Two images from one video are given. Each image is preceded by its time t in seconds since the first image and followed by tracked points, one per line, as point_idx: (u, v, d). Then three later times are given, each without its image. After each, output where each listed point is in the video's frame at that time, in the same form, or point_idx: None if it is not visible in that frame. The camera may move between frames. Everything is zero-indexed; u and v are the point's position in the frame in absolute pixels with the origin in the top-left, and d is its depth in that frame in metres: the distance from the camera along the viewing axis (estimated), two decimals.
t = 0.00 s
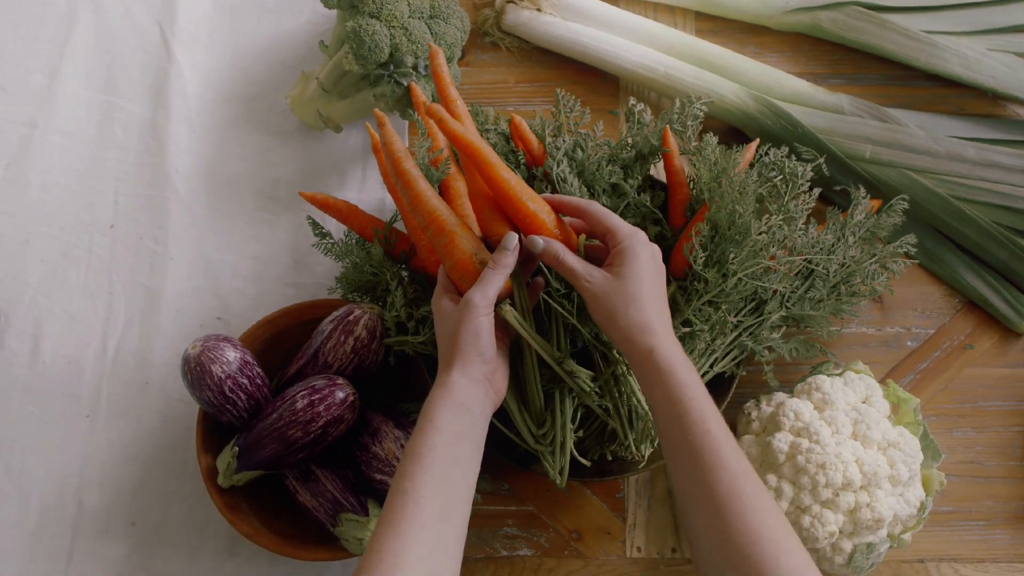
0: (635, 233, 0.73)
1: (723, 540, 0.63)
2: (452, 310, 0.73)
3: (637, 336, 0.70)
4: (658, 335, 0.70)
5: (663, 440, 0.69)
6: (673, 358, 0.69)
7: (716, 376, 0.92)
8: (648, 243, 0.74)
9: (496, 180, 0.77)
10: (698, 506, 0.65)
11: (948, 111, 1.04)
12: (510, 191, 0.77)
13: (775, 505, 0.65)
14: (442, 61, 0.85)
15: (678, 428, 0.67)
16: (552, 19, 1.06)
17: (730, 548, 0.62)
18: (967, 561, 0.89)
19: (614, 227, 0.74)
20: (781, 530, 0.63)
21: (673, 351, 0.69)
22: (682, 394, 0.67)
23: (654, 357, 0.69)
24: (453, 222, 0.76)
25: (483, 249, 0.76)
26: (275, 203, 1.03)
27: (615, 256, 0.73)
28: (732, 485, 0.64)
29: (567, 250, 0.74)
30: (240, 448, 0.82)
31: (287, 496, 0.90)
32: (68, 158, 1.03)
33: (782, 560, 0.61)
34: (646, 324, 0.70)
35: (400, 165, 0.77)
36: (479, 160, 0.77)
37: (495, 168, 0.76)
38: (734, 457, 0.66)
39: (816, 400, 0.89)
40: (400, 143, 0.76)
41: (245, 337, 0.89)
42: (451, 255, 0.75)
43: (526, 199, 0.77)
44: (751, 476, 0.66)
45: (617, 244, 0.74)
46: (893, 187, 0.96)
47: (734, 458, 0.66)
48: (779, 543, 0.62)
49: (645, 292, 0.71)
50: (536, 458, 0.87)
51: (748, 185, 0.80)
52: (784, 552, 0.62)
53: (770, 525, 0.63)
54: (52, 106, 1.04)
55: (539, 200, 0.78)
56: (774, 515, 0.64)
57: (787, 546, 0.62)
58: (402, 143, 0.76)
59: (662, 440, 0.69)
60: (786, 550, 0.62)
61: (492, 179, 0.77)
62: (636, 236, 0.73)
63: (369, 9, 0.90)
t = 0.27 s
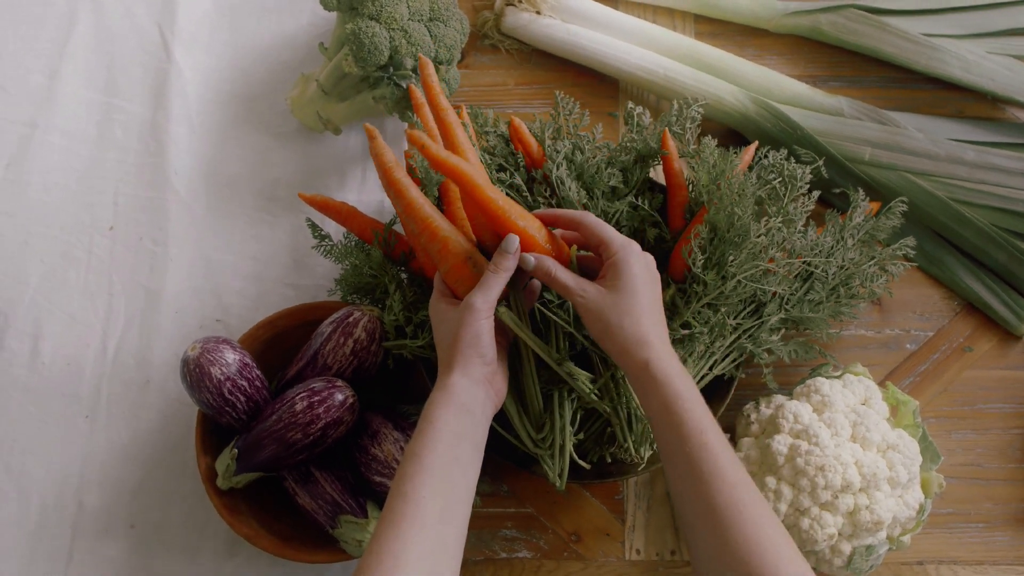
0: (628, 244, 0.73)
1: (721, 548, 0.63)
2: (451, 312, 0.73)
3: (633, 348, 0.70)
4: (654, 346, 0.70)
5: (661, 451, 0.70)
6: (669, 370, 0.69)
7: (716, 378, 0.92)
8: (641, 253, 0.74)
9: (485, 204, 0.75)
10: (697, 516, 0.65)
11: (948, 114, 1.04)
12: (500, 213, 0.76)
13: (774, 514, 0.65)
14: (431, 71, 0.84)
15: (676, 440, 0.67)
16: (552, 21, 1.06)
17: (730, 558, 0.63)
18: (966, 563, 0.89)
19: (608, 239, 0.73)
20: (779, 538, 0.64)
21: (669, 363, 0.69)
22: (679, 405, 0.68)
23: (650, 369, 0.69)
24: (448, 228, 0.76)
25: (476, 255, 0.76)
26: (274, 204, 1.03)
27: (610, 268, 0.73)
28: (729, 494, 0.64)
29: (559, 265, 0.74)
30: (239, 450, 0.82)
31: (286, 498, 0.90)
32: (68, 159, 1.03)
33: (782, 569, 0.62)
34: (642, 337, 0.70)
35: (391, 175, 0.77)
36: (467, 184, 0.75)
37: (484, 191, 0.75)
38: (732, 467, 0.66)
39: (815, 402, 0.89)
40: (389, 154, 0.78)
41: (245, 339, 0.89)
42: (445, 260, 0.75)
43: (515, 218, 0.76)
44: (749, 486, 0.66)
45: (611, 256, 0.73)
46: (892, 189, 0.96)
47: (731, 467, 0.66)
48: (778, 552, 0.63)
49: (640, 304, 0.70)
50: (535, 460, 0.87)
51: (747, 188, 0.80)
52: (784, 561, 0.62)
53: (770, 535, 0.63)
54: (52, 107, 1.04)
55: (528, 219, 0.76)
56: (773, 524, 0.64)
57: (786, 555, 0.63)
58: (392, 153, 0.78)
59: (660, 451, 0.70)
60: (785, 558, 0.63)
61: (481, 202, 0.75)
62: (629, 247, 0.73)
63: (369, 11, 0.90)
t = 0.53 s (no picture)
0: (622, 246, 0.73)
1: (720, 549, 0.63)
2: (454, 306, 0.73)
3: (629, 350, 0.70)
4: (651, 348, 0.70)
5: (659, 452, 0.70)
6: (666, 370, 0.69)
7: (713, 375, 0.92)
8: (636, 254, 0.74)
9: (476, 212, 0.76)
10: (695, 517, 0.65)
11: (945, 111, 1.04)
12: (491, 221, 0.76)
13: (772, 514, 0.65)
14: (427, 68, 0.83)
15: (673, 440, 0.68)
16: (549, 18, 1.06)
17: (729, 557, 0.62)
18: (963, 559, 0.89)
19: (603, 241, 0.73)
20: (778, 538, 0.64)
21: (666, 364, 0.70)
22: (675, 406, 0.68)
23: (647, 370, 0.69)
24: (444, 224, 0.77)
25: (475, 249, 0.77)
26: (272, 202, 1.03)
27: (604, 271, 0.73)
28: (727, 494, 0.64)
29: (552, 269, 0.74)
30: (236, 446, 0.82)
31: (283, 495, 0.90)
32: (66, 157, 1.03)
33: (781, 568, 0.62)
34: (638, 339, 0.70)
35: (388, 172, 0.78)
36: (457, 195, 0.75)
37: (473, 201, 0.75)
38: (729, 467, 0.67)
39: (812, 399, 0.89)
40: (385, 151, 0.78)
41: (242, 336, 0.89)
42: (444, 255, 0.75)
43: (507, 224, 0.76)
44: (747, 486, 0.66)
45: (605, 258, 0.73)
46: (889, 186, 0.96)
47: (729, 468, 0.66)
48: (777, 551, 0.62)
49: (636, 306, 0.71)
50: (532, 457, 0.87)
51: (744, 184, 0.80)
52: (783, 561, 0.62)
53: (768, 534, 0.63)
54: (49, 105, 1.04)
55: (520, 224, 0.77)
56: (771, 524, 0.64)
57: (785, 555, 0.63)
58: (389, 151, 0.78)
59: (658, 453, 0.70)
60: (783, 556, 0.62)
61: (472, 211, 0.76)
62: (624, 248, 0.73)
63: (366, 8, 0.90)
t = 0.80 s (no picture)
0: (605, 249, 0.73)
1: (716, 550, 0.63)
2: (453, 303, 0.73)
3: (620, 354, 0.70)
4: (642, 350, 0.70)
5: (655, 454, 0.70)
6: (659, 372, 0.69)
7: (706, 371, 0.92)
8: (622, 255, 0.74)
9: (456, 230, 0.73)
10: (690, 518, 0.65)
11: (938, 107, 1.04)
12: (477, 236, 0.73)
13: (768, 515, 0.65)
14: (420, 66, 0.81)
15: (668, 442, 0.68)
16: (541, 15, 1.06)
17: (724, 560, 0.62)
18: (956, 555, 0.89)
19: (584, 247, 0.73)
20: (774, 538, 0.63)
21: (658, 365, 0.69)
22: (669, 407, 0.68)
23: (638, 372, 0.69)
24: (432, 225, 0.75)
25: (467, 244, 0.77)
26: (264, 199, 1.03)
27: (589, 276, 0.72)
28: (722, 495, 0.64)
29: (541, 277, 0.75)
30: (229, 444, 0.82)
31: (276, 493, 0.90)
32: (57, 155, 1.02)
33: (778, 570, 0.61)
34: (627, 342, 0.70)
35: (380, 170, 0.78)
36: (435, 214, 0.72)
37: (453, 218, 0.72)
38: (725, 468, 0.66)
39: (805, 395, 0.89)
40: (378, 150, 0.79)
41: (234, 335, 0.89)
42: (438, 251, 0.76)
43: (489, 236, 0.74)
44: (742, 487, 0.66)
45: (590, 263, 0.73)
46: (882, 182, 0.96)
47: (724, 468, 0.66)
48: (773, 552, 0.62)
49: (624, 309, 0.70)
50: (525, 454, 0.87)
51: (737, 180, 0.80)
52: (779, 562, 0.62)
53: (764, 535, 0.63)
54: (40, 103, 1.04)
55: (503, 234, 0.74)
56: (767, 525, 0.64)
57: (781, 556, 0.62)
58: (380, 149, 0.79)
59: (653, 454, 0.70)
60: (779, 557, 0.62)
61: (453, 228, 0.73)
62: (608, 250, 0.73)
63: (358, 5, 0.90)
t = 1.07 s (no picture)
0: (596, 246, 0.71)
1: (717, 548, 0.63)
2: (445, 304, 0.72)
3: (621, 352, 0.70)
4: (645, 347, 0.69)
5: (658, 451, 0.70)
6: (663, 369, 0.69)
7: (700, 370, 0.92)
8: (614, 252, 0.73)
9: (447, 233, 0.73)
10: (692, 516, 0.65)
11: (930, 105, 1.04)
12: (467, 238, 0.74)
13: (769, 514, 0.65)
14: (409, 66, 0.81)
15: (671, 439, 0.68)
16: (534, 14, 1.06)
17: (724, 558, 0.62)
18: (950, 552, 0.89)
19: (573, 247, 0.72)
20: (774, 537, 0.63)
21: (661, 362, 0.69)
22: (673, 404, 0.68)
23: (641, 369, 0.69)
24: (422, 228, 0.75)
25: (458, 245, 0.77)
26: (258, 199, 1.02)
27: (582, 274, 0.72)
28: (724, 493, 0.64)
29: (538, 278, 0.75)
30: (223, 444, 0.82)
31: (270, 493, 0.90)
32: (49, 155, 1.02)
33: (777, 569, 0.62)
34: (628, 339, 0.70)
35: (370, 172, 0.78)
36: (425, 217, 0.72)
37: (442, 220, 0.72)
38: (728, 467, 0.66)
39: (798, 393, 0.89)
40: (366, 151, 0.79)
41: (227, 335, 0.89)
42: (428, 252, 0.75)
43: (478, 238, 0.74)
44: (744, 486, 0.66)
45: (581, 263, 0.72)
46: (875, 180, 0.96)
47: (727, 467, 0.66)
48: (773, 552, 0.62)
49: (621, 306, 0.70)
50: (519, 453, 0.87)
51: (730, 178, 0.80)
52: (779, 562, 0.62)
53: (764, 534, 0.63)
54: (32, 103, 1.03)
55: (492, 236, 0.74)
56: (768, 525, 0.64)
57: (781, 556, 0.62)
58: (369, 151, 0.79)
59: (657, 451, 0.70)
60: (779, 557, 0.62)
61: (443, 231, 0.73)
62: (598, 248, 0.72)
63: (350, 5, 0.90)
